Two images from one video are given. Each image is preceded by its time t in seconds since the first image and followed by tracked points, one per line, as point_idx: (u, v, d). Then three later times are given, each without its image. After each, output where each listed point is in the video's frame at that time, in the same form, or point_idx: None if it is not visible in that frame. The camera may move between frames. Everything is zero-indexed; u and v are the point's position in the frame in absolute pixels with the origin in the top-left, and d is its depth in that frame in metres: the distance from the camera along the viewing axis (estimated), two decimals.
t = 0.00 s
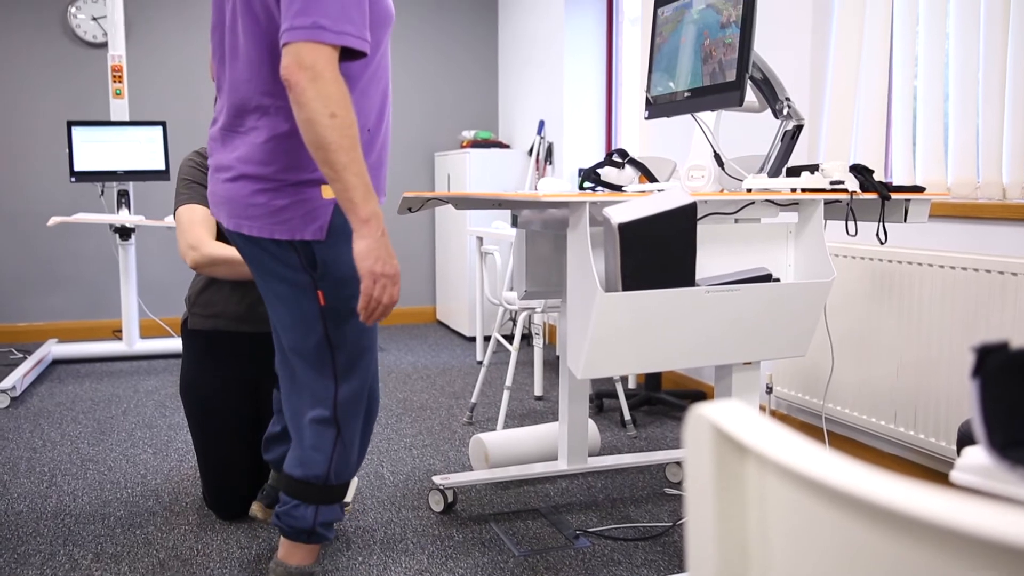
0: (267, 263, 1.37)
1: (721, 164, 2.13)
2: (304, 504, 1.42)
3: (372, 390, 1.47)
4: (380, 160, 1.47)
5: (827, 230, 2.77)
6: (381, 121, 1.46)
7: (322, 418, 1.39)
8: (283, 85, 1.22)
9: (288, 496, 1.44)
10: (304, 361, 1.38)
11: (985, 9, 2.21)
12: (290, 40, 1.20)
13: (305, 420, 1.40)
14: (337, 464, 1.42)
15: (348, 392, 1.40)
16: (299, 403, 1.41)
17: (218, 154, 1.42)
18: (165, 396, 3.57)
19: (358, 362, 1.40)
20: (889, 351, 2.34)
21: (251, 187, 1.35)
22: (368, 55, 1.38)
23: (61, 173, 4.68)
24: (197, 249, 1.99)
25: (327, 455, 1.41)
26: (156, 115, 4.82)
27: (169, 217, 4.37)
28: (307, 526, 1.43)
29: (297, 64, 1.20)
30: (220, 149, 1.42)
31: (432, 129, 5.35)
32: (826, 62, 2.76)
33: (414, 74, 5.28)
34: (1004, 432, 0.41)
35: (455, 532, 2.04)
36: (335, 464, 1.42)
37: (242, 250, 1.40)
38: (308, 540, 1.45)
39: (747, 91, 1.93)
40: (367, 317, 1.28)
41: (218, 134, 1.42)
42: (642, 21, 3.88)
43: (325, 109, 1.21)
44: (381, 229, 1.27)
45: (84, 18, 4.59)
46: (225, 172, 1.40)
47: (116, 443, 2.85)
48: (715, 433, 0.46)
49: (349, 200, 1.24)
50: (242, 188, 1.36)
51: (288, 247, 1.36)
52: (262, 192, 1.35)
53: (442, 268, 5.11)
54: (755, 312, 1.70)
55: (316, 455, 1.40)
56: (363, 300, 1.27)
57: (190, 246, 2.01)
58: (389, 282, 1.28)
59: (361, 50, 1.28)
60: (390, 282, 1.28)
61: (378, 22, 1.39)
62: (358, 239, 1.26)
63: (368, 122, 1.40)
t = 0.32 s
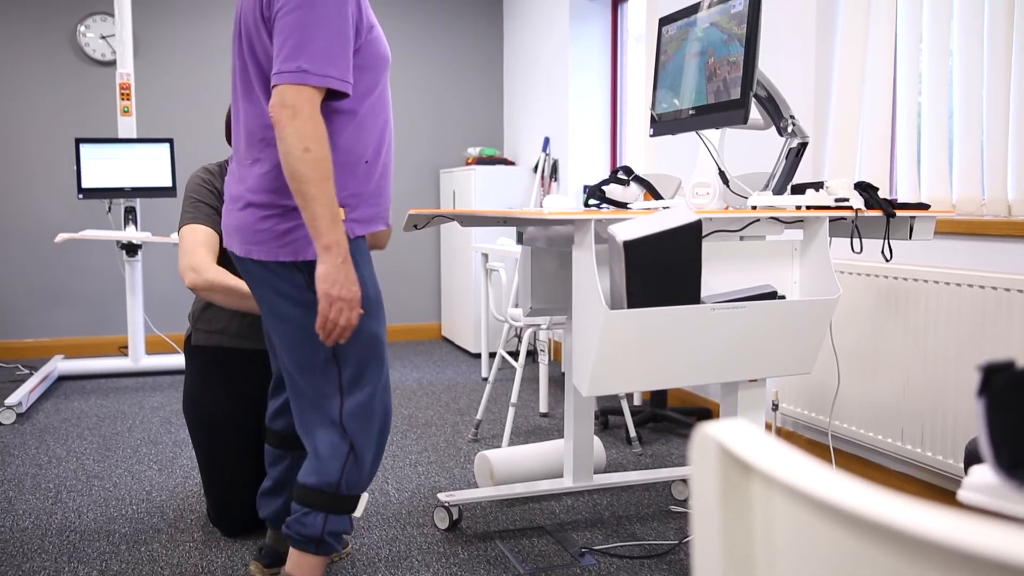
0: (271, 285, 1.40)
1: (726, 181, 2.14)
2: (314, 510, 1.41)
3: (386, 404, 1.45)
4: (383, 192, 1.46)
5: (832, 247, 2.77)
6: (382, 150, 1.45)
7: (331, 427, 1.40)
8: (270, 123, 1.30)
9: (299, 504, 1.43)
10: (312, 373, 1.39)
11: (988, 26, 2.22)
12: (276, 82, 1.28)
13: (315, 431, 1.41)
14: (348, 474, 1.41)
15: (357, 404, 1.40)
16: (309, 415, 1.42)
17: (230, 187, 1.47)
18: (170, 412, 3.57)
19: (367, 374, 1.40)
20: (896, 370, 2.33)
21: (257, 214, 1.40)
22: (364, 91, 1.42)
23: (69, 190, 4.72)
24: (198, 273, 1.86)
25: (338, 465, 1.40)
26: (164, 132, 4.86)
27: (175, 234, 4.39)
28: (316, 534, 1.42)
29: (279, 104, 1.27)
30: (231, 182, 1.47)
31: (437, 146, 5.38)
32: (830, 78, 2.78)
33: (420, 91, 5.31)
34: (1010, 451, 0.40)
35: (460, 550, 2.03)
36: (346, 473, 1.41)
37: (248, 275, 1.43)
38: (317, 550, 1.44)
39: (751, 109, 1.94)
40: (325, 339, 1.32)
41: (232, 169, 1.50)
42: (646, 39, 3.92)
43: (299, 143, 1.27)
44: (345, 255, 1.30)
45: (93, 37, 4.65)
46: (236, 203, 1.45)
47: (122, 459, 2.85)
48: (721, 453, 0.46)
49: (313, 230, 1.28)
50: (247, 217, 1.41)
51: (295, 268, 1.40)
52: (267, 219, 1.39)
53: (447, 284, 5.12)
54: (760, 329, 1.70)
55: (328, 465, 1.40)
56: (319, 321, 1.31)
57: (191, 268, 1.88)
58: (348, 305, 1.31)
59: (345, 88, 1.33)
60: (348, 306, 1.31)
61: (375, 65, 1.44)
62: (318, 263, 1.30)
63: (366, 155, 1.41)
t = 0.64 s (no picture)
0: (271, 287, 1.42)
1: (732, 197, 2.14)
2: (301, 513, 1.42)
3: (372, 406, 1.44)
4: (384, 200, 1.46)
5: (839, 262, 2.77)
6: (383, 157, 1.45)
7: (315, 428, 1.40)
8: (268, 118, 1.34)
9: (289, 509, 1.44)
10: (297, 375, 1.41)
11: (994, 41, 2.23)
12: (274, 78, 1.32)
13: (299, 433, 1.41)
14: (331, 473, 1.41)
15: (338, 406, 1.40)
16: (296, 417, 1.42)
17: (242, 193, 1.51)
18: (176, 427, 3.58)
19: (349, 375, 1.41)
20: (903, 382, 2.33)
21: (260, 215, 1.43)
22: (364, 98, 1.44)
23: (78, 206, 4.75)
24: (208, 288, 1.86)
25: (320, 466, 1.40)
26: (173, 148, 4.90)
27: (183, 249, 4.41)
28: (305, 538, 1.42)
29: (276, 98, 1.31)
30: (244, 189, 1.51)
31: (444, 162, 5.41)
32: (836, 95, 2.79)
33: (427, 106, 5.34)
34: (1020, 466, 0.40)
35: (466, 566, 2.02)
36: (329, 473, 1.41)
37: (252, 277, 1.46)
38: (311, 555, 1.44)
39: (758, 124, 1.94)
40: (315, 317, 1.37)
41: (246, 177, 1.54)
42: (652, 55, 3.94)
43: (292, 133, 1.31)
44: (334, 237, 1.35)
45: (103, 53, 4.70)
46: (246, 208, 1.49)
47: (128, 474, 2.85)
48: (729, 470, 0.46)
49: (306, 212, 1.32)
50: (252, 220, 1.44)
51: (288, 267, 1.42)
52: (269, 219, 1.42)
53: (454, 299, 5.12)
54: (766, 345, 1.70)
55: (310, 466, 1.41)
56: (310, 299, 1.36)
57: (201, 283, 1.88)
58: (336, 285, 1.36)
59: (341, 88, 1.36)
60: (337, 286, 1.36)
61: (377, 74, 1.47)
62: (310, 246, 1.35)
63: (364, 161, 1.42)
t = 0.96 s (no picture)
0: (279, 301, 1.44)
1: (739, 212, 2.14)
2: (303, 527, 1.42)
3: (376, 422, 1.44)
4: (391, 214, 1.47)
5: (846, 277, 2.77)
6: (390, 172, 1.46)
7: (319, 443, 1.41)
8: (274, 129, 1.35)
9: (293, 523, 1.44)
10: (302, 390, 1.41)
11: (1002, 55, 2.24)
12: (280, 89, 1.33)
13: (303, 448, 1.42)
14: (335, 489, 1.42)
15: (341, 420, 1.41)
16: (301, 432, 1.44)
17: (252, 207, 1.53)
18: (184, 441, 3.58)
19: (352, 392, 1.41)
20: (911, 397, 2.32)
21: (268, 228, 1.45)
22: (371, 113, 1.45)
23: (89, 221, 4.79)
24: (226, 304, 1.87)
25: (323, 481, 1.41)
26: (182, 163, 4.93)
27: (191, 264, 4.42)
28: (310, 554, 1.42)
29: (280, 108, 1.32)
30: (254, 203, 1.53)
31: (451, 177, 5.43)
32: (842, 110, 2.79)
33: (435, 121, 5.37)
34: None
35: None
36: (332, 488, 1.41)
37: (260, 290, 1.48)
38: (316, 569, 1.43)
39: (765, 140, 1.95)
40: (334, 324, 1.37)
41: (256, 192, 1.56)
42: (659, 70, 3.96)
43: (298, 142, 1.32)
44: (346, 241, 1.35)
45: (114, 70, 4.75)
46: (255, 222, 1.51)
47: (136, 488, 2.86)
48: (737, 487, 0.46)
49: (315, 218, 1.33)
50: (261, 234, 1.46)
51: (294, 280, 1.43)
52: (276, 232, 1.44)
53: (461, 314, 5.13)
54: (774, 360, 1.70)
55: (315, 481, 1.41)
56: (326, 305, 1.36)
57: (218, 299, 1.89)
58: (351, 288, 1.36)
59: (346, 100, 1.37)
60: (353, 289, 1.36)
61: (383, 89, 1.48)
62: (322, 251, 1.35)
63: (370, 174, 1.43)
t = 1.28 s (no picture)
0: (300, 326, 1.44)
1: (744, 229, 2.15)
2: (327, 553, 1.40)
3: (401, 447, 1.41)
4: (404, 233, 1.47)
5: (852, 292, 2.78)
6: (399, 192, 1.46)
7: (344, 469, 1.40)
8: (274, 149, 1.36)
9: (315, 546, 1.43)
10: (327, 417, 1.41)
11: (1006, 73, 2.24)
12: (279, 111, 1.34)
13: (330, 474, 1.41)
14: (361, 517, 1.40)
15: (366, 446, 1.39)
16: (328, 458, 1.43)
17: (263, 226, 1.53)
18: (189, 457, 3.58)
19: (375, 417, 1.39)
20: (919, 415, 2.31)
21: (277, 249, 1.45)
22: (378, 131, 1.45)
23: (96, 237, 4.81)
24: (234, 318, 1.88)
25: (350, 507, 1.39)
26: (189, 180, 4.96)
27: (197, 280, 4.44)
28: None
29: (279, 129, 1.32)
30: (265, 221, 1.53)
31: (456, 193, 5.45)
32: (848, 127, 2.80)
33: (441, 137, 5.39)
34: None
35: None
36: (359, 516, 1.40)
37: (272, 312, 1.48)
38: None
39: (770, 157, 1.96)
40: (322, 355, 1.35)
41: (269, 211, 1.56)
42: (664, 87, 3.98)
43: (295, 165, 1.31)
44: (340, 269, 1.34)
45: (123, 87, 4.80)
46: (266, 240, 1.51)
47: (141, 504, 2.86)
48: (742, 505, 0.46)
49: (309, 246, 1.32)
50: (269, 254, 1.46)
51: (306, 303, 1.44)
52: (285, 253, 1.44)
53: (466, 329, 5.13)
54: (780, 378, 1.69)
55: (341, 507, 1.40)
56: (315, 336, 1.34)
57: (227, 313, 1.90)
58: (341, 321, 1.34)
59: (348, 119, 1.37)
60: (342, 321, 1.34)
61: (390, 105, 1.47)
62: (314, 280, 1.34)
63: (379, 195, 1.43)
